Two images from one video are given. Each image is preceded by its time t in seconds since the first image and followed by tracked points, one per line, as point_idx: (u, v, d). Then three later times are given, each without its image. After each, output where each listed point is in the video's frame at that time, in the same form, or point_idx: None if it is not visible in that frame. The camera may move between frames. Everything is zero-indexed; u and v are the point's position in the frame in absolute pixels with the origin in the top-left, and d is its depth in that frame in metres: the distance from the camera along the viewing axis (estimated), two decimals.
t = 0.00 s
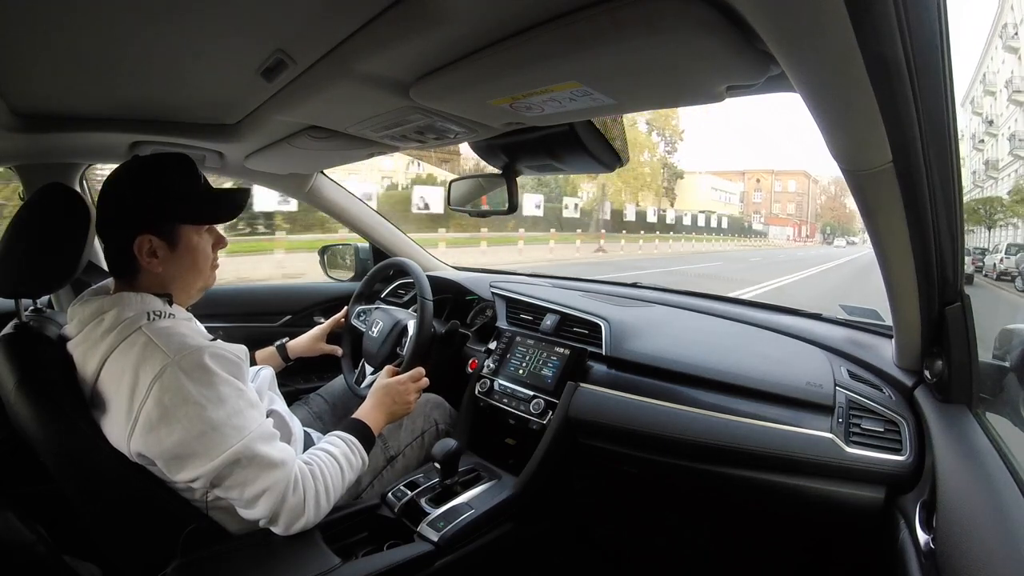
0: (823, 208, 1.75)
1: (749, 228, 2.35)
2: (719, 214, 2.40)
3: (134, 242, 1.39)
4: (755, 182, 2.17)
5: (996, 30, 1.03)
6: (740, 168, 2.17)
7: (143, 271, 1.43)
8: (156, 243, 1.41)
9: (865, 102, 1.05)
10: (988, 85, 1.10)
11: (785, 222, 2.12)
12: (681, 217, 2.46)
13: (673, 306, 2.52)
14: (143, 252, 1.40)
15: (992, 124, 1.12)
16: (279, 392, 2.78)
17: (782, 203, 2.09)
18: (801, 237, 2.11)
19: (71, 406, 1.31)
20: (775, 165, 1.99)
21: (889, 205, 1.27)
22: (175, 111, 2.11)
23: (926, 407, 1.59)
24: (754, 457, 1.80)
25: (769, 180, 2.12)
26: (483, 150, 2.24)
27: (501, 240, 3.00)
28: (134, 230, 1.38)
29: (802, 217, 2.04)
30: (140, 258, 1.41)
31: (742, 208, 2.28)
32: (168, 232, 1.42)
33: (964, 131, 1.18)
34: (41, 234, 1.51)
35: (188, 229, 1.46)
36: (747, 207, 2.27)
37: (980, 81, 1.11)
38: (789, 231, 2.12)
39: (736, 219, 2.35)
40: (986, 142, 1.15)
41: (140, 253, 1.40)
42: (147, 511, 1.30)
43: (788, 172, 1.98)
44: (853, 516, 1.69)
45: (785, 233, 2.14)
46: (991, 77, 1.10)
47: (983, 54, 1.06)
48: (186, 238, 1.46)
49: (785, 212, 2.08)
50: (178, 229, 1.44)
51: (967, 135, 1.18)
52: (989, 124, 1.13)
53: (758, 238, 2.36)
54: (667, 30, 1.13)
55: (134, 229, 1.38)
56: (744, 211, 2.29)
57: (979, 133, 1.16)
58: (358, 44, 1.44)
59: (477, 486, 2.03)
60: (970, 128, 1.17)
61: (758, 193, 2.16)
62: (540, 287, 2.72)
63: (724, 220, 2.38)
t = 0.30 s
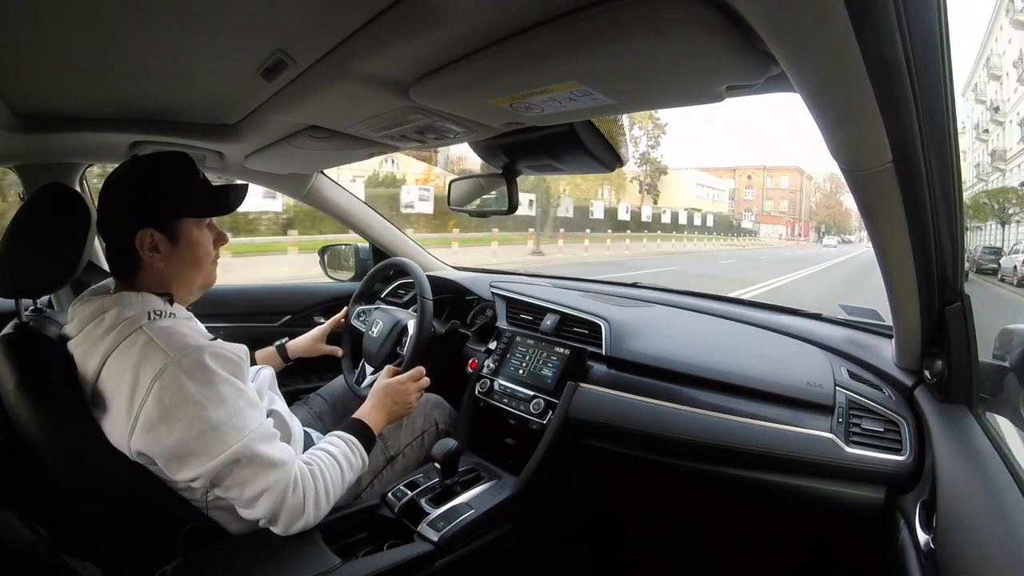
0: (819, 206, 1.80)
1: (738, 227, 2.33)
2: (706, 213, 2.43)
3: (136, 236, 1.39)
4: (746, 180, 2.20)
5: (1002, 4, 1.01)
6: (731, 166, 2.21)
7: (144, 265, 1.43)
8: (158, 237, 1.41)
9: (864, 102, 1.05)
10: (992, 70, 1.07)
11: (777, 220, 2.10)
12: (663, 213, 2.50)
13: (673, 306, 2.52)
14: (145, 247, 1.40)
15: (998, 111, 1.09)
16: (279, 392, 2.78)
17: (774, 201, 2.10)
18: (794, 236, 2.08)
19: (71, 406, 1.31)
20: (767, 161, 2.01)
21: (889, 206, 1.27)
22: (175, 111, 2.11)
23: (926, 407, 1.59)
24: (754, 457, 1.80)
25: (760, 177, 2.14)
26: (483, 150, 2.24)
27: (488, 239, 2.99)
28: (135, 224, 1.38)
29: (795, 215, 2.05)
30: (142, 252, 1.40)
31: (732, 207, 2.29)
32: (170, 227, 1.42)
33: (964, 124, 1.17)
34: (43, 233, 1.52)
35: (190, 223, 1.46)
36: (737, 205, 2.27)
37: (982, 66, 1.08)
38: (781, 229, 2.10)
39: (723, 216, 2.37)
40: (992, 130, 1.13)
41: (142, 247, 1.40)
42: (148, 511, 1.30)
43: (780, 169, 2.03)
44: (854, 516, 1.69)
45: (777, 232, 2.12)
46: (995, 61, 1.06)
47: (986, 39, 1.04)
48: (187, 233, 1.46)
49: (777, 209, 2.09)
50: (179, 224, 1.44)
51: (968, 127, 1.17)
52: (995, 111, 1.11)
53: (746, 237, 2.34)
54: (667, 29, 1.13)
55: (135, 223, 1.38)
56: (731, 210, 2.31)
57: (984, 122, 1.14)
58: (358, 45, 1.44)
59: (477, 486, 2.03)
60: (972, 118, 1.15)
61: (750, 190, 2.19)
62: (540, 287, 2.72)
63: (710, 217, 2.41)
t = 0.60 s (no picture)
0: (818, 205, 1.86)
1: (725, 226, 2.39)
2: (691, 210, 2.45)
3: (137, 233, 1.38)
4: (737, 177, 2.24)
5: None
6: (721, 163, 2.22)
7: (145, 263, 1.43)
8: (159, 234, 1.41)
9: (864, 102, 1.05)
10: (999, 50, 1.03)
11: (769, 219, 2.16)
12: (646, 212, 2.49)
13: (673, 306, 2.52)
14: (147, 244, 1.40)
15: (1006, 97, 1.04)
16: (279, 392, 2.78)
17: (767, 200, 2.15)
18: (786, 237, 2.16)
19: (72, 405, 1.31)
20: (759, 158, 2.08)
21: (889, 206, 1.27)
22: (175, 111, 2.11)
23: (926, 407, 1.59)
24: (754, 457, 1.80)
25: (751, 174, 2.19)
26: (482, 150, 2.24)
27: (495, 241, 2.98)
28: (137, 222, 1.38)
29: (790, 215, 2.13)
30: (144, 249, 1.40)
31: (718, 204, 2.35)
32: (171, 224, 1.42)
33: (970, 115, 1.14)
34: (43, 233, 1.52)
35: (191, 220, 1.46)
36: (727, 203, 2.31)
37: (989, 46, 1.05)
38: (773, 229, 2.16)
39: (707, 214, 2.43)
40: (998, 118, 1.08)
41: (144, 245, 1.40)
42: (148, 511, 1.30)
43: (773, 166, 2.09)
44: (854, 516, 1.69)
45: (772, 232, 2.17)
46: (1003, 42, 1.02)
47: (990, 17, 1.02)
48: (188, 231, 1.46)
49: (769, 208, 2.15)
50: (181, 220, 1.44)
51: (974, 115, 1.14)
52: (1003, 98, 1.05)
53: (731, 236, 2.39)
54: (667, 29, 1.13)
55: (138, 221, 1.38)
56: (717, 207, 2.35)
57: (990, 111, 1.10)
58: (358, 45, 1.44)
59: (477, 486, 2.03)
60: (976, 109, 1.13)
61: (740, 188, 2.22)
62: (540, 287, 2.72)
63: (694, 215, 2.44)
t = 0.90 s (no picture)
0: (814, 202, 1.89)
1: (711, 224, 2.39)
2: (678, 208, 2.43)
3: (139, 233, 1.38)
4: (727, 174, 2.22)
5: None
6: (712, 160, 2.20)
7: (147, 262, 1.43)
8: (161, 233, 1.41)
9: (864, 102, 1.05)
10: (1009, 30, 1.00)
11: (762, 218, 2.17)
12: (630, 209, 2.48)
13: (673, 306, 2.52)
14: (148, 242, 1.40)
15: (1017, 80, 1.00)
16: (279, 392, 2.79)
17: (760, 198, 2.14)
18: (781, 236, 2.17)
19: (72, 405, 1.31)
20: (752, 153, 2.06)
21: (888, 205, 1.27)
22: (175, 111, 2.11)
23: (926, 407, 1.59)
24: (754, 457, 1.80)
25: (742, 171, 2.17)
26: (482, 150, 2.24)
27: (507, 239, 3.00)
28: (138, 220, 1.38)
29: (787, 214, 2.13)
30: (145, 248, 1.40)
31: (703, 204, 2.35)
32: (173, 222, 1.42)
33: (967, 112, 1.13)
34: (45, 231, 1.52)
35: (193, 219, 1.46)
36: (718, 201, 2.30)
37: (996, 28, 1.02)
38: (766, 227, 2.17)
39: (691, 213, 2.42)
40: (1006, 105, 1.04)
41: (146, 243, 1.40)
42: (149, 511, 1.30)
43: (765, 162, 2.08)
44: (854, 516, 1.69)
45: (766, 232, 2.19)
46: (1010, 21, 0.99)
47: None
48: (190, 230, 1.46)
49: (762, 205, 2.14)
50: (182, 219, 1.44)
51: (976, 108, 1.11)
52: (1011, 82, 1.02)
53: (716, 236, 2.41)
54: (668, 29, 1.12)
55: (139, 220, 1.38)
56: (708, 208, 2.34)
57: (997, 98, 1.06)
58: (358, 45, 1.45)
59: (477, 486, 2.03)
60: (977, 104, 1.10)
61: (732, 185, 2.21)
62: (540, 287, 2.72)
63: (677, 212, 2.43)
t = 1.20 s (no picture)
0: (811, 202, 1.92)
1: (698, 223, 2.48)
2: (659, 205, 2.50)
3: (133, 230, 1.38)
4: (719, 171, 2.29)
5: None
6: (703, 157, 2.26)
7: (144, 260, 1.42)
8: (158, 231, 1.41)
9: (864, 103, 1.06)
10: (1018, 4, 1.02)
11: (754, 217, 2.25)
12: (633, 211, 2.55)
13: (673, 306, 2.52)
14: (145, 240, 1.40)
15: None
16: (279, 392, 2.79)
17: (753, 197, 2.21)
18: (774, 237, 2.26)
19: (72, 406, 1.31)
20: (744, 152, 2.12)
21: (888, 206, 1.27)
22: (174, 111, 2.11)
23: (926, 407, 1.59)
24: (754, 457, 1.80)
25: (734, 168, 2.24)
26: (482, 150, 2.24)
27: (518, 239, 2.98)
28: (135, 218, 1.38)
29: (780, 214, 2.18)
30: (142, 246, 1.40)
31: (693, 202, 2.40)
32: (171, 221, 1.42)
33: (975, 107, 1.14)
34: (44, 231, 1.52)
35: (191, 218, 1.46)
36: (708, 200, 2.36)
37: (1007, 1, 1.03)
38: (758, 225, 2.25)
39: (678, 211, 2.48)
40: (1016, 89, 1.03)
41: (141, 240, 1.39)
42: (149, 512, 1.31)
43: (757, 159, 2.16)
44: (854, 516, 1.69)
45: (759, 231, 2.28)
46: None
47: None
48: (187, 228, 1.45)
49: (755, 204, 2.20)
50: (180, 218, 1.44)
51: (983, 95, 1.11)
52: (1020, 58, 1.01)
53: (703, 234, 2.52)
54: (667, 29, 1.12)
55: (134, 218, 1.38)
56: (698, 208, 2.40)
57: (1007, 81, 1.06)
58: (358, 45, 1.44)
59: (477, 486, 2.03)
60: (982, 92, 1.11)
61: (723, 183, 2.28)
62: (540, 287, 2.72)
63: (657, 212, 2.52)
